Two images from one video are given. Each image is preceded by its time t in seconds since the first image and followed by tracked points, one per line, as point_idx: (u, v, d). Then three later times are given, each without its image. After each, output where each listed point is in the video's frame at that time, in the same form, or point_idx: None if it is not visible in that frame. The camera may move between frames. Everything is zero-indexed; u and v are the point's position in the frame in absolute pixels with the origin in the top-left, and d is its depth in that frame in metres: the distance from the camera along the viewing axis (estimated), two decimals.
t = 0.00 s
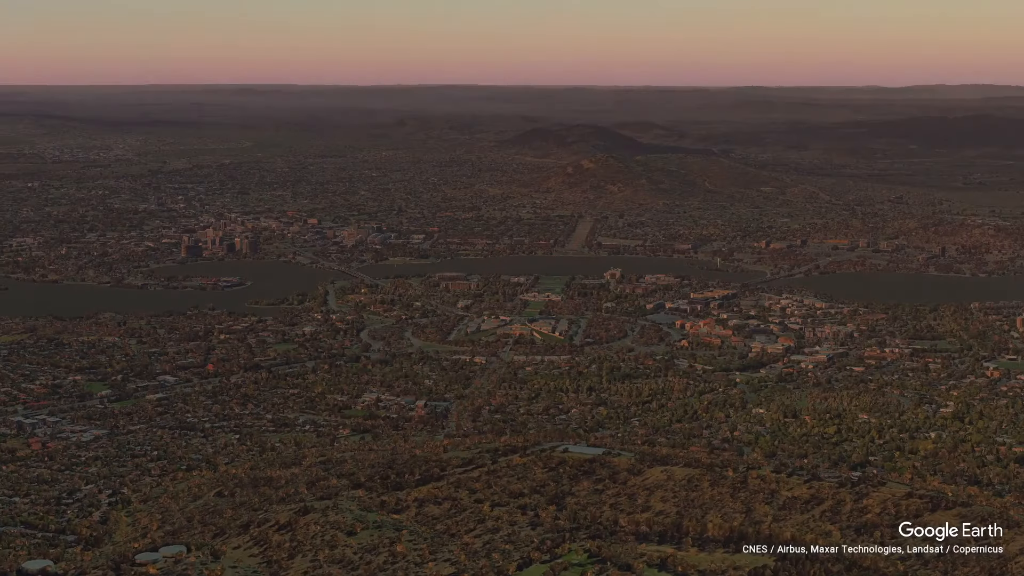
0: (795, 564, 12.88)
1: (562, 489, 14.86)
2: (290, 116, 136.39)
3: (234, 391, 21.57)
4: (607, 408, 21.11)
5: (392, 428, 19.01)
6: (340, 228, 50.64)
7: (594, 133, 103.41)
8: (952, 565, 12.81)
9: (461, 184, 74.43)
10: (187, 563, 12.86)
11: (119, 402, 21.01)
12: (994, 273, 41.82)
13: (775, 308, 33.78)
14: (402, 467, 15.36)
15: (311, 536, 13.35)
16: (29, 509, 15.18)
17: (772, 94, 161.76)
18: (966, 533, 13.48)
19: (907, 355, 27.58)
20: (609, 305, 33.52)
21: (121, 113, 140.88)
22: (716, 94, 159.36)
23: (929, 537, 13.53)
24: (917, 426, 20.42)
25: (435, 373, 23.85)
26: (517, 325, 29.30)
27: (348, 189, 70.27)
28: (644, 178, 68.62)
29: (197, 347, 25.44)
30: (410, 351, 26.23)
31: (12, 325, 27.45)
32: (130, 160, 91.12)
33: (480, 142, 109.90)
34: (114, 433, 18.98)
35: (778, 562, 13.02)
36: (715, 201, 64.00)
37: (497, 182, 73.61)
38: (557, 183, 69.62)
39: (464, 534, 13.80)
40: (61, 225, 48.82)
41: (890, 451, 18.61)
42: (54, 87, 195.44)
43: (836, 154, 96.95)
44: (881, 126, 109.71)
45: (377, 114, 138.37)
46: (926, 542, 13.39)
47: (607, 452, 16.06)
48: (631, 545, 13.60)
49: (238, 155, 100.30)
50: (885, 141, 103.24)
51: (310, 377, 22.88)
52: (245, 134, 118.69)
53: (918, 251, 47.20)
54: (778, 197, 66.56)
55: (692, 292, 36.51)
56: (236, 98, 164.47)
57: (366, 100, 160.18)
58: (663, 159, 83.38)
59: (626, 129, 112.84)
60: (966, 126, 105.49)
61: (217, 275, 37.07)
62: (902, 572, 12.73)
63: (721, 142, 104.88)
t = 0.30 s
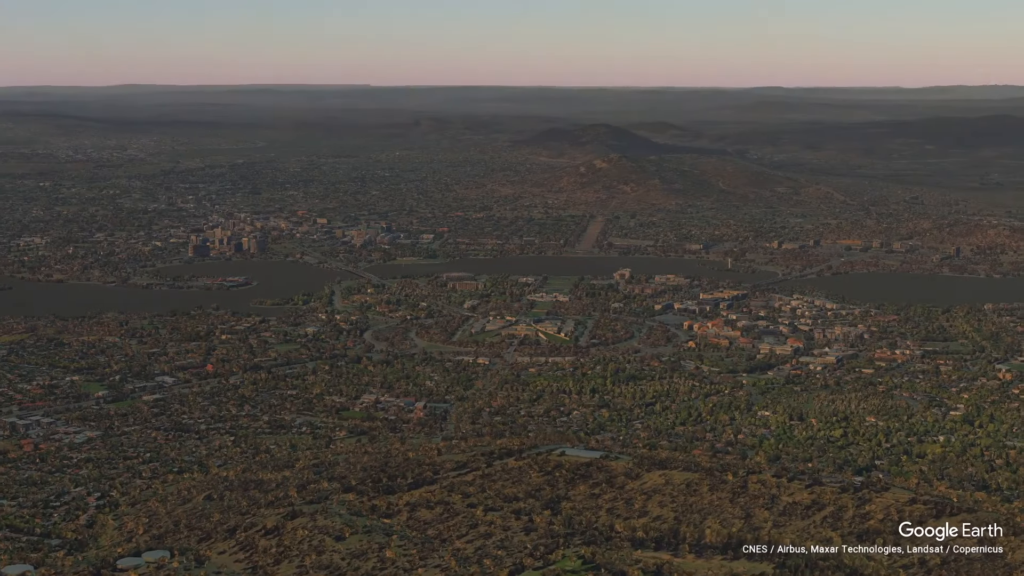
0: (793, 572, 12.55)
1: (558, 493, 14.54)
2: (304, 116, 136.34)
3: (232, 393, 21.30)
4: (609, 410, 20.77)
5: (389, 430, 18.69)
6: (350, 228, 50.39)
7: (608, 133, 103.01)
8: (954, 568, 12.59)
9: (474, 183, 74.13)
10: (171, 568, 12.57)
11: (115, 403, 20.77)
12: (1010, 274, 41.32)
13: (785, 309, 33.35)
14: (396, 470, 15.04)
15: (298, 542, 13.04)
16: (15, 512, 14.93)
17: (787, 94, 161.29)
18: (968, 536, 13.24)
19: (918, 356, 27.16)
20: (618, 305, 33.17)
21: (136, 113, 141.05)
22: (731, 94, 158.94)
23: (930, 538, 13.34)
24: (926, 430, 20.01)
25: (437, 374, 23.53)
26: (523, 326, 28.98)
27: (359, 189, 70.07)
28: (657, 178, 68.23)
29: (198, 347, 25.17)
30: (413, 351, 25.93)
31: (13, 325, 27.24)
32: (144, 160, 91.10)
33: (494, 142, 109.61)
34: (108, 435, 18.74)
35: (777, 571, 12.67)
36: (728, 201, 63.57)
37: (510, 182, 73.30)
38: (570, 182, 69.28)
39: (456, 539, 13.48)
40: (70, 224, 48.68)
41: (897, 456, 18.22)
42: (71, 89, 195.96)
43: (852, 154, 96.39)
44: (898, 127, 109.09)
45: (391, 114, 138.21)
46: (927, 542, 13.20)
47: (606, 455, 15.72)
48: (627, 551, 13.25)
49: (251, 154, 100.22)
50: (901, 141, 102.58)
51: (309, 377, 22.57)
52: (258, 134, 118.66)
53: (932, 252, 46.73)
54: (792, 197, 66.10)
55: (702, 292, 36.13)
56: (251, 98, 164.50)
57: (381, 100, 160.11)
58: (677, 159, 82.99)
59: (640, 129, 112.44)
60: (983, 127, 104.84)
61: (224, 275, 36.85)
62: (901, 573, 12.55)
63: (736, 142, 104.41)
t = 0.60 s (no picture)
0: None
1: (551, 498, 14.21)
2: (319, 117, 136.19)
3: (229, 394, 21.04)
4: (611, 411, 20.41)
5: (386, 433, 18.38)
6: (359, 228, 50.11)
7: (622, 132, 102.61)
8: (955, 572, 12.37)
9: (486, 183, 73.80)
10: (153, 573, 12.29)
11: (111, 403, 20.54)
12: None
13: (795, 310, 32.94)
14: (388, 473, 14.74)
15: (285, 548, 12.75)
16: None
17: (803, 96, 160.44)
18: (970, 540, 12.96)
19: (928, 358, 26.73)
20: (625, 306, 32.81)
21: (151, 113, 141.12)
22: (747, 96, 158.27)
23: (930, 537, 13.12)
24: (934, 433, 19.60)
25: (439, 376, 23.20)
26: (527, 326, 28.63)
27: (371, 189, 69.84)
28: (669, 178, 67.82)
29: (198, 347, 24.91)
30: (414, 351, 25.61)
31: (13, 325, 27.03)
32: (157, 160, 91.03)
33: (508, 142, 109.26)
34: (101, 436, 18.50)
35: None
36: (741, 201, 63.10)
37: (522, 182, 73.00)
38: (582, 182, 68.89)
39: (447, 544, 13.15)
40: (78, 224, 48.53)
41: (902, 460, 17.86)
42: (88, 90, 196.35)
43: (868, 154, 95.78)
44: (914, 128, 108.40)
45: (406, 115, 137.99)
46: (926, 542, 12.98)
47: (603, 458, 15.40)
48: (621, 558, 12.92)
49: (264, 154, 100.08)
50: (917, 141, 101.99)
51: (308, 378, 22.29)
52: (272, 134, 118.58)
53: (946, 252, 46.21)
54: (805, 198, 65.58)
55: (711, 292, 35.73)
56: (267, 99, 164.52)
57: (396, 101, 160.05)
58: (691, 159, 82.57)
59: (655, 129, 111.98)
60: (1000, 128, 104.12)
61: (229, 275, 36.60)
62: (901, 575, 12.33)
63: (751, 142, 103.85)
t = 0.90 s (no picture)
0: None
1: (545, 502, 13.89)
2: (333, 117, 136.09)
3: (226, 396, 20.75)
4: (612, 413, 20.08)
5: (383, 435, 18.06)
6: (368, 227, 49.80)
7: (636, 132, 102.20)
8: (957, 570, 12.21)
9: (498, 183, 73.46)
10: None
11: (106, 404, 20.29)
12: None
13: (806, 311, 32.50)
14: (379, 476, 14.43)
15: (269, 553, 12.46)
16: None
17: (820, 96, 159.64)
18: (971, 544, 12.70)
19: (939, 360, 26.29)
20: (633, 307, 32.45)
21: (167, 113, 141.26)
22: (763, 96, 157.61)
23: (930, 538, 12.96)
24: (941, 436, 19.22)
25: (440, 377, 22.89)
26: (532, 326, 28.29)
27: (382, 189, 69.58)
28: (682, 178, 67.38)
29: (197, 347, 24.65)
30: (417, 352, 25.30)
31: (14, 325, 26.82)
32: (170, 160, 90.99)
33: (522, 142, 108.89)
34: (94, 437, 18.26)
35: None
36: (754, 201, 62.62)
37: (535, 181, 72.66)
38: (595, 181, 68.51)
39: (435, 549, 12.85)
40: (87, 224, 48.36)
41: (908, 464, 17.48)
42: (105, 91, 196.96)
43: (883, 155, 95.13)
44: (931, 129, 107.64)
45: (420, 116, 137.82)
46: (927, 543, 12.81)
47: (599, 462, 15.06)
48: (614, 565, 12.59)
49: (277, 154, 99.93)
50: (933, 141, 101.29)
51: (307, 380, 21.99)
52: (286, 134, 118.53)
53: (961, 253, 45.68)
54: (820, 198, 65.08)
55: (720, 292, 35.31)
56: (282, 100, 164.57)
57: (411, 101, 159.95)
58: (705, 159, 82.08)
59: (669, 129, 111.50)
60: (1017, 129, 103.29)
61: (235, 275, 36.37)
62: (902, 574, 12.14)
63: (765, 142, 103.26)
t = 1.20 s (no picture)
0: None
1: (536, 507, 13.57)
2: (347, 117, 135.92)
3: (222, 396, 20.49)
4: (613, 416, 19.74)
5: (378, 437, 17.76)
6: (377, 227, 49.50)
7: (650, 131, 101.77)
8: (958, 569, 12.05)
9: (510, 183, 73.09)
10: None
11: (100, 405, 20.04)
12: None
13: (815, 312, 32.11)
14: (368, 479, 14.13)
15: (252, 557, 12.17)
16: None
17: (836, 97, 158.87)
18: (973, 548, 12.43)
19: (950, 361, 25.87)
20: (640, 307, 32.08)
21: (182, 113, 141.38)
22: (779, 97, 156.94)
23: (930, 538, 12.81)
24: (948, 440, 18.83)
25: (440, 378, 22.57)
26: (537, 326, 27.96)
27: (394, 189, 69.33)
28: (695, 178, 66.94)
29: (196, 347, 24.38)
30: (419, 353, 24.98)
31: (14, 325, 26.61)
32: (183, 160, 90.89)
33: (535, 142, 108.51)
34: (85, 438, 18.00)
35: None
36: (767, 201, 62.16)
37: (547, 181, 72.32)
38: (607, 181, 68.08)
39: (423, 555, 12.53)
40: (95, 224, 48.17)
41: (913, 468, 17.12)
42: (121, 92, 197.37)
43: (899, 155, 94.50)
44: (948, 129, 106.96)
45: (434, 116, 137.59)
46: (928, 542, 12.66)
47: (594, 465, 14.72)
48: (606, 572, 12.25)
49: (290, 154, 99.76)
50: (950, 141, 100.60)
51: (306, 380, 21.73)
52: (300, 134, 118.41)
53: (975, 253, 45.18)
54: (833, 198, 64.58)
55: (729, 293, 34.91)
56: (297, 100, 164.57)
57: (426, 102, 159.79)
58: (718, 159, 81.61)
59: (684, 129, 111.02)
60: None
61: (240, 275, 36.12)
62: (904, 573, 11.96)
63: (780, 142, 102.70)
